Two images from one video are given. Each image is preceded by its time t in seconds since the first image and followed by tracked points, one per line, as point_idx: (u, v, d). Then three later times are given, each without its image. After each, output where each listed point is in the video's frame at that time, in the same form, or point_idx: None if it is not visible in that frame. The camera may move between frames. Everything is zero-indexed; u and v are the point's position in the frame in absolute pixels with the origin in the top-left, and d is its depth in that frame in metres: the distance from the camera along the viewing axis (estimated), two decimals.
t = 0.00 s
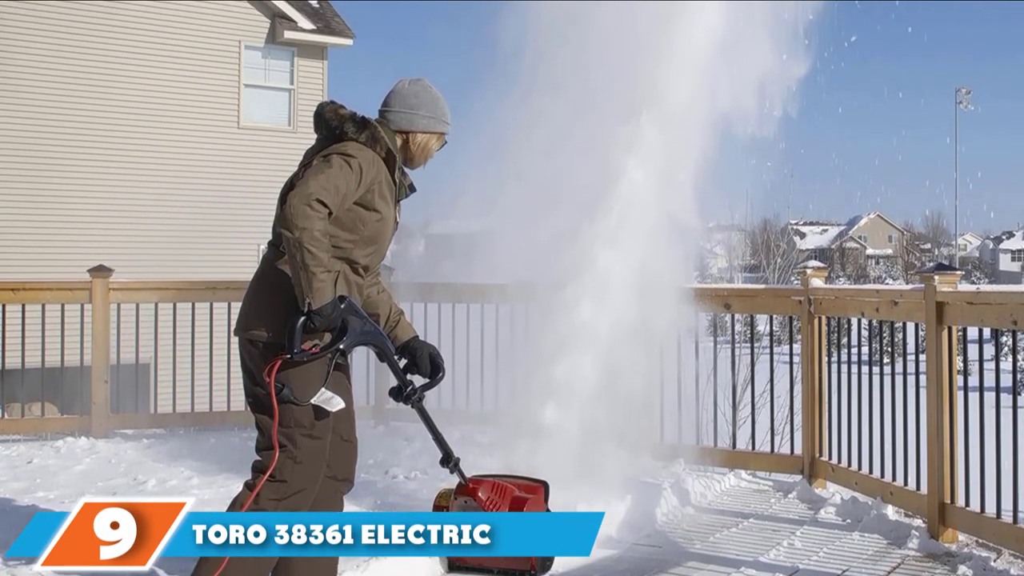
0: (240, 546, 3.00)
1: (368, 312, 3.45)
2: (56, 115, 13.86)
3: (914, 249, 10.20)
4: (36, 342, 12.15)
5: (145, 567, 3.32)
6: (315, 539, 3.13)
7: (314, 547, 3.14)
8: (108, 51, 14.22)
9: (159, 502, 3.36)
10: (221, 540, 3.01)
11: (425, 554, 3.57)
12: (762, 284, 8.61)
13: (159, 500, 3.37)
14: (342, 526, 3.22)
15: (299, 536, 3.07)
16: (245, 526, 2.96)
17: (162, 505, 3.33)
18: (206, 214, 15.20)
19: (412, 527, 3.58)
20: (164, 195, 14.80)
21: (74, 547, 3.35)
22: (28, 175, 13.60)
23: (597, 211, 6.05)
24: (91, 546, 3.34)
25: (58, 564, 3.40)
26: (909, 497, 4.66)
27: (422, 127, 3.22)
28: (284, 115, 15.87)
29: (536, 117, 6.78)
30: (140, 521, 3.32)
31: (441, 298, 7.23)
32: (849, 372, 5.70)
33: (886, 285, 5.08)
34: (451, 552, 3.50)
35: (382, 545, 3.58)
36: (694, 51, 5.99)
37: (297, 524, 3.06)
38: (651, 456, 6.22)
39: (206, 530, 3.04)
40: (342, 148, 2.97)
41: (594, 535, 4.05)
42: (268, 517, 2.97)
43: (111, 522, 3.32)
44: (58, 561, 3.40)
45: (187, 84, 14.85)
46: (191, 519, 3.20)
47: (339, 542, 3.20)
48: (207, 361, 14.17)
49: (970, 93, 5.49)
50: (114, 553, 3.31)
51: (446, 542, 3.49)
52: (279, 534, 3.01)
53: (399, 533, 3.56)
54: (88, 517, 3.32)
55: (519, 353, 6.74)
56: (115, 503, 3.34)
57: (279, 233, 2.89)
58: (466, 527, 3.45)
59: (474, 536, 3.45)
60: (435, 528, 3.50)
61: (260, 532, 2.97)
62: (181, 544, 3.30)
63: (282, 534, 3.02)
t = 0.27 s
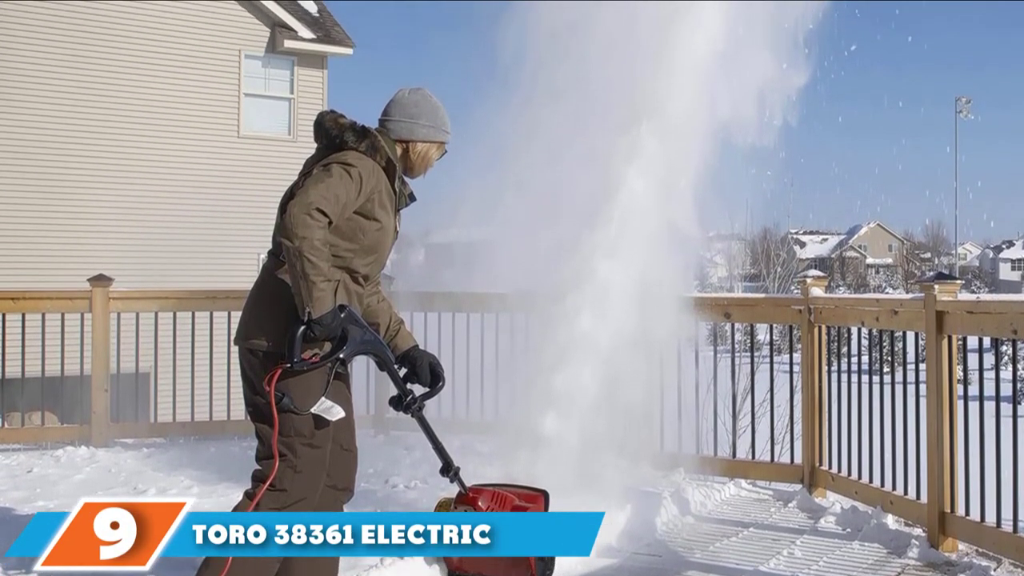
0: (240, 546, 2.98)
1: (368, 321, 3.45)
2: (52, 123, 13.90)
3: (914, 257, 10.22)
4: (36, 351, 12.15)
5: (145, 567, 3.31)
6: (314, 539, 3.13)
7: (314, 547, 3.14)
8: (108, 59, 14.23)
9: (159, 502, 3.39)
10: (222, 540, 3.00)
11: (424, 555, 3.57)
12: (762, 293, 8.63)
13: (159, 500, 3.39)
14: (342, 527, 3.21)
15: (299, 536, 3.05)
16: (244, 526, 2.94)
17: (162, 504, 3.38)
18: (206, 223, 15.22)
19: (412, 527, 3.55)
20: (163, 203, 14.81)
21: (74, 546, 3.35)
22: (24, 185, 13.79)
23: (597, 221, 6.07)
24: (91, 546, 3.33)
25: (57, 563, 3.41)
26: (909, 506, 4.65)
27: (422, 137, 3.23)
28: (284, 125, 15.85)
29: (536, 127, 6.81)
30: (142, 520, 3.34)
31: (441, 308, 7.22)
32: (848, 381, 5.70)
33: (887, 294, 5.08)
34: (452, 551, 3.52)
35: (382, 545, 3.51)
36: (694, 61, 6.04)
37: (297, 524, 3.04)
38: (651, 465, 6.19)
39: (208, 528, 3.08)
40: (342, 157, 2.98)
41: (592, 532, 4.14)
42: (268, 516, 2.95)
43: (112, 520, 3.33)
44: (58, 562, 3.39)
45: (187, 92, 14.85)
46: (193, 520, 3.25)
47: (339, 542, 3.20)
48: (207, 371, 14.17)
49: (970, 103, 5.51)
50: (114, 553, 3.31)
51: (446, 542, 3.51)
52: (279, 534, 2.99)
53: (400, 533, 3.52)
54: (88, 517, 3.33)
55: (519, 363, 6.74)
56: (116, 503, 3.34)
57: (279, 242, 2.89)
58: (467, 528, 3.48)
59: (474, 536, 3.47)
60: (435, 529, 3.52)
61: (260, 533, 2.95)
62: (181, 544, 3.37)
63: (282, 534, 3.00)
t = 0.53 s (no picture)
0: (240, 546, 3.01)
1: (368, 332, 3.46)
2: (51, 134, 13.93)
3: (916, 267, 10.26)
4: (36, 362, 12.15)
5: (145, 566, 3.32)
6: (315, 539, 3.12)
7: (315, 546, 3.13)
8: (108, 70, 14.27)
9: (158, 503, 3.37)
10: (222, 539, 3.08)
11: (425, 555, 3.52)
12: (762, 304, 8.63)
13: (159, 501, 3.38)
14: (343, 527, 3.20)
15: (299, 536, 3.04)
16: (244, 527, 2.97)
17: (161, 506, 3.36)
18: (207, 234, 15.25)
19: (412, 526, 3.51)
20: (162, 213, 14.83)
21: (74, 546, 3.37)
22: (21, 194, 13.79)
23: (597, 230, 6.10)
24: (92, 545, 3.35)
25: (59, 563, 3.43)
26: (908, 517, 4.66)
27: (422, 147, 3.24)
28: (285, 135, 15.88)
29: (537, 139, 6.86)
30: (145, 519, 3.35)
31: (441, 318, 7.20)
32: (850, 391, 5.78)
33: (887, 304, 5.09)
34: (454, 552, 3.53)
35: (383, 545, 3.45)
36: (694, 71, 6.11)
37: (296, 523, 3.03)
38: (651, 475, 6.10)
39: (208, 530, 3.13)
40: (342, 168, 2.99)
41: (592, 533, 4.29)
42: (267, 517, 2.96)
43: (114, 521, 3.33)
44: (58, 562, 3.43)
45: (187, 103, 14.88)
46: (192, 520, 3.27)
47: (340, 542, 3.19)
48: (207, 382, 14.17)
49: (969, 114, 5.53)
50: (114, 553, 3.33)
51: (446, 541, 3.51)
52: (279, 534, 3.00)
53: (400, 533, 3.48)
54: (88, 516, 3.34)
55: (519, 373, 6.74)
56: (116, 504, 3.35)
57: (280, 252, 2.90)
58: (467, 528, 3.50)
59: (474, 536, 3.49)
60: (435, 528, 3.53)
61: (260, 532, 2.96)
62: (181, 544, 3.34)
63: (282, 534, 3.00)
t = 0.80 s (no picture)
0: (240, 546, 3.06)
1: (368, 341, 3.47)
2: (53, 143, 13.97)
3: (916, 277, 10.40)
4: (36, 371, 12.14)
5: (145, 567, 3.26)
6: (315, 539, 3.10)
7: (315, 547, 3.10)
8: (107, 78, 14.29)
9: (159, 501, 3.29)
10: (224, 539, 3.15)
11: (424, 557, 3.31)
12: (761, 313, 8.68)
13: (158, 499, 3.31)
14: (343, 527, 3.17)
15: (300, 536, 3.05)
16: (244, 527, 3.04)
17: (162, 505, 3.28)
18: (207, 243, 15.27)
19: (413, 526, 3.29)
20: (162, 222, 14.86)
21: (71, 546, 3.27)
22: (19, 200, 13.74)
23: (597, 240, 6.11)
24: (90, 546, 3.26)
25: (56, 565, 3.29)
26: (908, 525, 4.65)
27: (422, 156, 3.25)
28: (284, 144, 15.97)
29: (537, 148, 6.89)
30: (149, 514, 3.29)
31: (441, 327, 7.19)
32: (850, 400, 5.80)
33: (886, 313, 5.10)
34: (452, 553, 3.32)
35: (381, 546, 3.25)
36: (694, 80, 6.14)
37: (297, 524, 3.05)
38: (651, 484, 6.14)
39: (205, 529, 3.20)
40: (342, 176, 3.00)
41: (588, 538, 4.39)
42: (266, 517, 3.02)
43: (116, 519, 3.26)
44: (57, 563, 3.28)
45: (187, 111, 14.91)
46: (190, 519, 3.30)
47: (340, 542, 3.15)
48: (207, 391, 14.16)
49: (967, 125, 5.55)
50: (114, 553, 3.26)
51: (446, 543, 3.33)
52: (279, 534, 3.03)
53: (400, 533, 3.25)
54: (88, 515, 3.25)
55: (519, 382, 6.74)
56: (115, 504, 3.27)
57: (279, 261, 2.91)
58: (467, 528, 3.36)
59: (474, 536, 3.35)
60: (435, 528, 3.33)
61: (260, 532, 3.01)
62: (183, 544, 3.30)
63: (282, 533, 3.03)
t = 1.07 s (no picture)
0: (241, 546, 3.08)
1: (368, 351, 3.48)
2: (55, 154, 14.01)
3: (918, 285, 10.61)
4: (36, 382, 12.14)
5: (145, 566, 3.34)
6: (315, 539, 3.12)
7: (315, 546, 3.11)
8: (108, 90, 14.33)
9: (157, 502, 3.35)
10: (223, 538, 3.16)
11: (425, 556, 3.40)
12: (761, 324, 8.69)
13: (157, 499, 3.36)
14: (344, 526, 3.19)
15: (299, 536, 3.07)
16: (246, 526, 3.07)
17: (161, 505, 3.34)
18: (207, 254, 15.29)
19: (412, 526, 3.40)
20: (162, 233, 14.88)
21: (74, 546, 3.37)
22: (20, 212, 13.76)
23: (597, 251, 6.12)
24: (92, 546, 3.35)
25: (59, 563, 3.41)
26: (908, 536, 4.65)
27: (422, 166, 3.27)
28: (284, 155, 16.01)
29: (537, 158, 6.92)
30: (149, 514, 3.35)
31: (441, 338, 7.16)
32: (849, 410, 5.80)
33: (886, 324, 5.10)
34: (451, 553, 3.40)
35: (383, 546, 3.33)
36: (694, 91, 6.16)
37: (297, 523, 3.06)
38: (651, 495, 6.22)
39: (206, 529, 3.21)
40: (342, 188, 3.01)
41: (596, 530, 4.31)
42: (267, 517, 3.03)
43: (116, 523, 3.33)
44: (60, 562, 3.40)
45: (187, 123, 14.95)
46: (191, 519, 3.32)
47: (339, 542, 3.18)
48: (207, 402, 14.15)
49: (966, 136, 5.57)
50: (115, 553, 3.34)
51: (446, 542, 3.41)
52: (279, 534, 3.04)
53: (400, 533, 3.35)
54: (88, 516, 3.34)
55: (519, 392, 6.74)
56: (115, 504, 3.34)
57: (279, 272, 2.92)
58: (467, 528, 3.41)
59: (474, 536, 3.40)
60: (436, 528, 3.41)
61: (260, 532, 3.03)
62: (182, 544, 3.36)
63: (282, 534, 3.04)
